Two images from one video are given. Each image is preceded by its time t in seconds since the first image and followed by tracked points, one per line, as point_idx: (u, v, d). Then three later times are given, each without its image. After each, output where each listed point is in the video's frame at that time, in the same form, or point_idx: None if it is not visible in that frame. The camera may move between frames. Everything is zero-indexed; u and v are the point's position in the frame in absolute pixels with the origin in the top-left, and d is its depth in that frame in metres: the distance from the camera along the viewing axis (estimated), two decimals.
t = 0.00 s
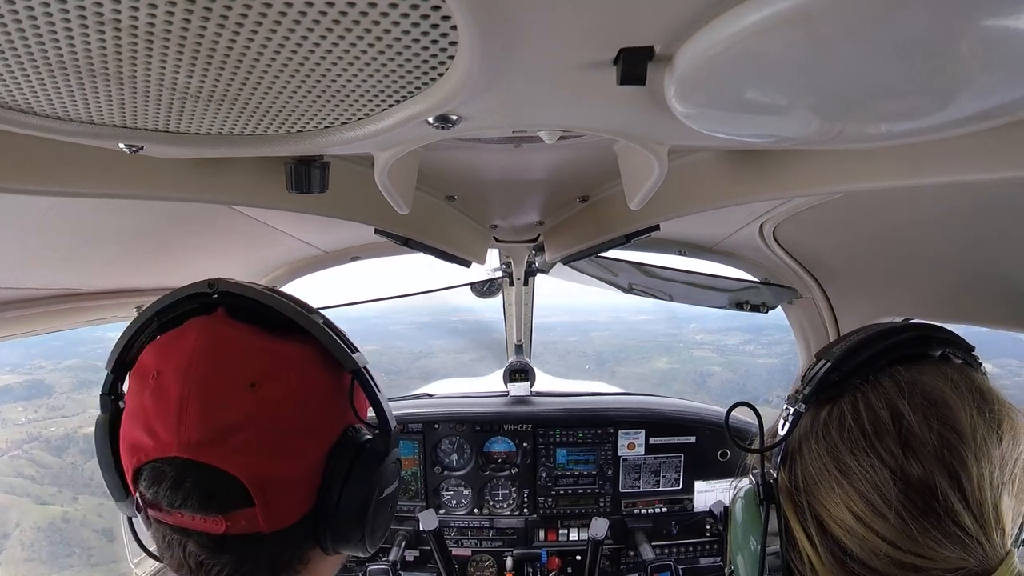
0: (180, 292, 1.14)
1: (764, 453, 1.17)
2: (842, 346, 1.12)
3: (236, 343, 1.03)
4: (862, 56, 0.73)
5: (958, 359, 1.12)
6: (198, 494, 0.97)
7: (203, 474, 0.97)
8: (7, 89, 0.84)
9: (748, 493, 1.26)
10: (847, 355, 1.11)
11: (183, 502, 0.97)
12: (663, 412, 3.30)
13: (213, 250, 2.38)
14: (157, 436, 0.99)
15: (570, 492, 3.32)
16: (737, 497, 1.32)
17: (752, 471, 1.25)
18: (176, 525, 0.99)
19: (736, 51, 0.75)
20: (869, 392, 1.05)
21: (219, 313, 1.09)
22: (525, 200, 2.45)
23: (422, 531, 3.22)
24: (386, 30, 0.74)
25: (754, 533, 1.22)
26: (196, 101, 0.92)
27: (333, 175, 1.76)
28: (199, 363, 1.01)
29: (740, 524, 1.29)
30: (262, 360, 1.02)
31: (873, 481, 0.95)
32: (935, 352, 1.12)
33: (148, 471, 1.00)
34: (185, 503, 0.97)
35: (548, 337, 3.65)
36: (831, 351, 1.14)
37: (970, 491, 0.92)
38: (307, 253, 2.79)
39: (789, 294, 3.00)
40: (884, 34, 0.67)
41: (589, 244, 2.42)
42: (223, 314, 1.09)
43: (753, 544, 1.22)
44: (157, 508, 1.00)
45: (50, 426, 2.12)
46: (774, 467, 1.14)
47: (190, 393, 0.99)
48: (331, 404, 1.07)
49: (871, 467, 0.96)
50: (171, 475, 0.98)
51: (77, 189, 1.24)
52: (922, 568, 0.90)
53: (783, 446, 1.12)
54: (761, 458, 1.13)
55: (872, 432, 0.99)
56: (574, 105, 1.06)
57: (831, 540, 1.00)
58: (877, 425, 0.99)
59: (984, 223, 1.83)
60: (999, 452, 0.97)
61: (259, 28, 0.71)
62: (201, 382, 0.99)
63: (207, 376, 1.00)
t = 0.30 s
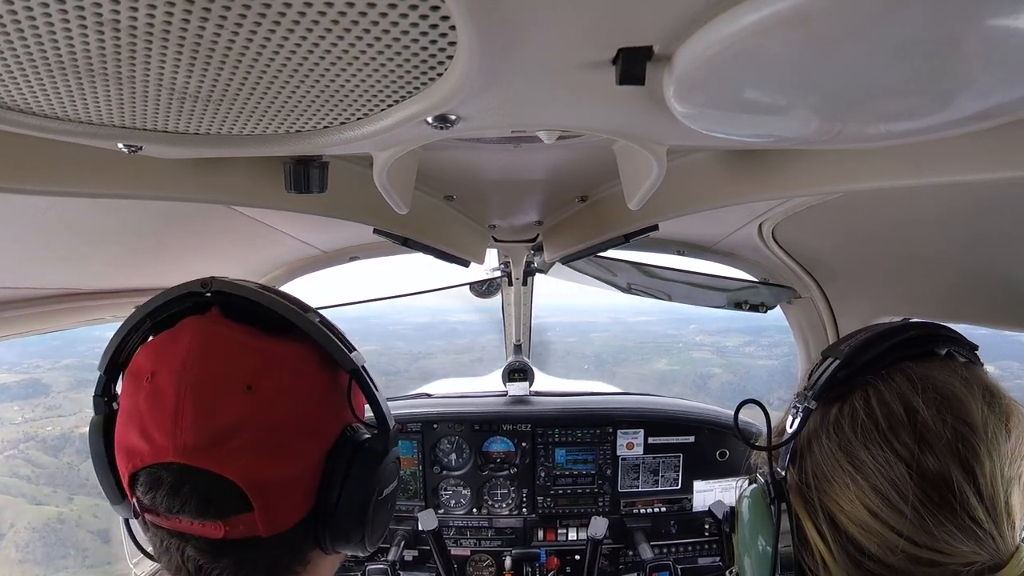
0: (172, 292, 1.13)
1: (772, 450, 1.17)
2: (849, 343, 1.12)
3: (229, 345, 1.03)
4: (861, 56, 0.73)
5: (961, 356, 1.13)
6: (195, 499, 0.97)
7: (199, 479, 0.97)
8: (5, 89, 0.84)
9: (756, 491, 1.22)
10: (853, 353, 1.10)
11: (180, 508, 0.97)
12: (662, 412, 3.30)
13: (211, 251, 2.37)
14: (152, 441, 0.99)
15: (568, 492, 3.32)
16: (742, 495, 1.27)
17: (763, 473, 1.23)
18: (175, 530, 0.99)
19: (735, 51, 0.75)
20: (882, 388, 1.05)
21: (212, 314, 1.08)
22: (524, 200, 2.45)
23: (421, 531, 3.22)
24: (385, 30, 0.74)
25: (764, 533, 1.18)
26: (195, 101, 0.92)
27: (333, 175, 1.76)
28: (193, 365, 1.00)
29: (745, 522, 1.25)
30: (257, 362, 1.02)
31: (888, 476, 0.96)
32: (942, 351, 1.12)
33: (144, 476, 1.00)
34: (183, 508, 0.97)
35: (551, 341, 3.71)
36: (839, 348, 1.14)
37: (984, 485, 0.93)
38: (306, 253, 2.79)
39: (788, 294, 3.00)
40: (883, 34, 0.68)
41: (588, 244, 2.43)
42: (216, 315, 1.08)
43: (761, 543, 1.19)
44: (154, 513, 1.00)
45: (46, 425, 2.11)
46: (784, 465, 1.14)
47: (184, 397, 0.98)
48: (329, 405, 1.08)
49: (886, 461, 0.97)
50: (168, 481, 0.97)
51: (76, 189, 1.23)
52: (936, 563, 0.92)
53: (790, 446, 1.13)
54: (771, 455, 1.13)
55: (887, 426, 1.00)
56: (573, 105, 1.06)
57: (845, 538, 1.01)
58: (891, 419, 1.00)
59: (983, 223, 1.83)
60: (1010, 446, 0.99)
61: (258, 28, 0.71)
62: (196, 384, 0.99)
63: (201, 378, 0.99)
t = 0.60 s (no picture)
0: (155, 292, 1.13)
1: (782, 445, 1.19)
2: (859, 338, 1.13)
3: (208, 346, 1.03)
4: (861, 55, 0.73)
5: (965, 354, 1.15)
6: (170, 501, 0.97)
7: (173, 481, 0.97)
8: (3, 89, 0.84)
9: (768, 489, 1.21)
10: (863, 348, 1.11)
11: (156, 509, 0.98)
12: (660, 412, 3.30)
13: (210, 251, 2.37)
14: (131, 441, 1.00)
15: (567, 492, 3.32)
16: (748, 491, 1.28)
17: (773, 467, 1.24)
18: (155, 529, 1.00)
19: (735, 50, 0.75)
20: (895, 382, 1.07)
21: (193, 314, 1.08)
22: (523, 200, 2.45)
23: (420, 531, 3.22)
24: (383, 30, 0.74)
25: (774, 532, 1.18)
26: (193, 101, 0.92)
27: (332, 175, 1.76)
28: (170, 367, 1.00)
29: (752, 520, 1.25)
30: (232, 364, 1.01)
31: (904, 468, 0.98)
32: (946, 348, 1.14)
33: (125, 476, 1.01)
34: (159, 510, 0.98)
35: (552, 342, 3.71)
36: (849, 344, 1.14)
37: (995, 479, 0.96)
38: (304, 253, 2.78)
39: (786, 294, 2.99)
40: (882, 34, 0.68)
41: (587, 244, 2.43)
42: (197, 316, 1.08)
43: (769, 542, 1.19)
44: (135, 513, 1.01)
45: (43, 424, 2.10)
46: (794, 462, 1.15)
47: (160, 399, 0.98)
48: (310, 405, 1.07)
49: (901, 453, 0.99)
50: (145, 481, 0.99)
51: (75, 188, 1.23)
52: (949, 556, 0.94)
53: (801, 442, 1.15)
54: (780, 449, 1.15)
55: (902, 419, 1.02)
56: (572, 105, 1.06)
57: (858, 533, 1.03)
58: (905, 412, 1.03)
59: (981, 223, 1.83)
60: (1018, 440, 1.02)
61: (256, 28, 0.71)
62: (172, 386, 0.99)
63: (178, 379, 0.99)
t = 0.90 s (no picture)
0: (155, 290, 1.13)
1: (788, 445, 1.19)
2: (869, 340, 1.13)
3: (204, 346, 1.03)
4: (859, 56, 0.73)
5: (974, 360, 1.14)
6: (163, 499, 0.98)
7: (167, 479, 0.98)
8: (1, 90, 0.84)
9: (773, 489, 1.21)
10: (874, 351, 1.11)
11: (149, 506, 0.98)
12: (659, 412, 3.29)
13: (209, 250, 2.37)
14: (127, 438, 1.01)
15: (565, 493, 3.32)
16: (754, 492, 1.28)
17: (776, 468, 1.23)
18: (150, 526, 1.01)
19: (733, 51, 0.75)
20: (906, 386, 1.07)
21: (192, 313, 1.08)
22: (522, 200, 2.44)
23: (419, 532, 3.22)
24: (381, 31, 0.74)
25: (778, 532, 1.18)
26: (192, 101, 0.92)
27: (332, 175, 1.76)
28: (166, 365, 1.00)
29: (758, 521, 1.26)
30: (226, 365, 1.01)
31: (914, 475, 0.99)
32: (957, 353, 1.13)
33: (121, 472, 1.02)
34: (153, 507, 0.98)
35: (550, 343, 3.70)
36: (860, 345, 1.14)
37: (1002, 489, 0.97)
38: (303, 253, 2.78)
39: (785, 294, 2.99)
40: (881, 34, 0.68)
41: (586, 245, 2.43)
42: (196, 314, 1.08)
43: (774, 543, 1.19)
44: (132, 509, 1.03)
45: (41, 422, 2.09)
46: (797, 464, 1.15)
47: (155, 398, 0.99)
48: (304, 407, 1.06)
49: (911, 461, 1.00)
50: (140, 478, 0.99)
51: (73, 188, 1.23)
52: (954, 564, 0.95)
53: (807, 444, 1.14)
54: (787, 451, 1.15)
55: (913, 426, 1.03)
56: (571, 105, 1.06)
57: (864, 538, 1.04)
58: (916, 419, 1.03)
59: (979, 222, 1.84)
60: None
61: (253, 28, 0.71)
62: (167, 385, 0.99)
63: (174, 378, 0.99)
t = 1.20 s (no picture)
0: (174, 289, 1.14)
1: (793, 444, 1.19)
2: (876, 340, 1.12)
3: (220, 341, 1.03)
4: (859, 56, 0.73)
5: (978, 361, 1.13)
6: (172, 489, 0.98)
7: (175, 470, 0.98)
8: None
9: (777, 488, 1.23)
10: (879, 351, 1.10)
11: (157, 496, 0.99)
12: (658, 413, 3.29)
13: (208, 251, 2.37)
14: (139, 428, 1.01)
15: (565, 493, 3.32)
16: (757, 492, 1.30)
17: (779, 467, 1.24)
18: (157, 517, 1.02)
19: (733, 51, 0.75)
20: (910, 387, 1.07)
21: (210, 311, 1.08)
22: (521, 200, 2.44)
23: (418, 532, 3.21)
24: (381, 31, 0.73)
25: (780, 530, 1.19)
26: (192, 102, 0.92)
27: (332, 176, 1.76)
28: (181, 358, 1.01)
29: (760, 521, 1.27)
30: (240, 361, 1.01)
31: (916, 476, 0.99)
32: (961, 354, 1.13)
33: (132, 462, 1.02)
34: (161, 497, 0.99)
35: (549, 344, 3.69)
36: (864, 345, 1.13)
37: (1005, 490, 0.96)
38: (302, 253, 2.77)
39: (784, 294, 3.00)
40: (882, 35, 0.68)
41: (586, 245, 2.42)
42: (214, 312, 1.08)
43: (776, 542, 1.20)
44: (140, 500, 1.03)
45: (38, 420, 2.09)
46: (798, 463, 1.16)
47: (168, 390, 0.99)
48: (314, 407, 1.06)
49: (914, 461, 1.00)
50: (149, 468, 1.00)
51: (74, 189, 1.23)
52: (956, 565, 0.95)
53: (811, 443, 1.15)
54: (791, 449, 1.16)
55: (916, 426, 1.03)
56: (571, 106, 1.06)
57: (867, 538, 1.04)
58: (920, 419, 1.03)
59: (977, 223, 1.84)
60: None
61: (253, 28, 0.70)
62: (180, 377, 1.00)
63: (189, 371, 1.00)
